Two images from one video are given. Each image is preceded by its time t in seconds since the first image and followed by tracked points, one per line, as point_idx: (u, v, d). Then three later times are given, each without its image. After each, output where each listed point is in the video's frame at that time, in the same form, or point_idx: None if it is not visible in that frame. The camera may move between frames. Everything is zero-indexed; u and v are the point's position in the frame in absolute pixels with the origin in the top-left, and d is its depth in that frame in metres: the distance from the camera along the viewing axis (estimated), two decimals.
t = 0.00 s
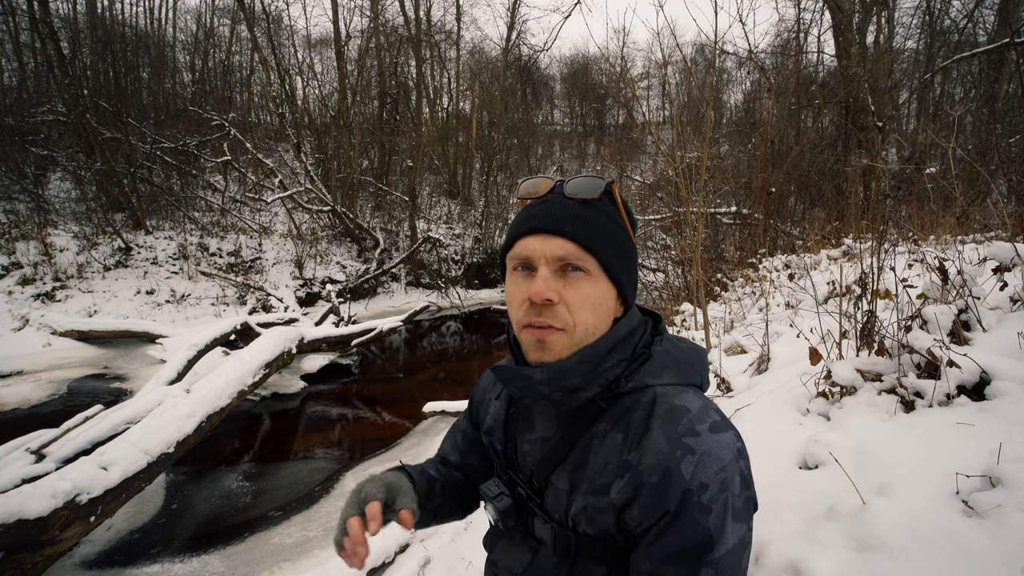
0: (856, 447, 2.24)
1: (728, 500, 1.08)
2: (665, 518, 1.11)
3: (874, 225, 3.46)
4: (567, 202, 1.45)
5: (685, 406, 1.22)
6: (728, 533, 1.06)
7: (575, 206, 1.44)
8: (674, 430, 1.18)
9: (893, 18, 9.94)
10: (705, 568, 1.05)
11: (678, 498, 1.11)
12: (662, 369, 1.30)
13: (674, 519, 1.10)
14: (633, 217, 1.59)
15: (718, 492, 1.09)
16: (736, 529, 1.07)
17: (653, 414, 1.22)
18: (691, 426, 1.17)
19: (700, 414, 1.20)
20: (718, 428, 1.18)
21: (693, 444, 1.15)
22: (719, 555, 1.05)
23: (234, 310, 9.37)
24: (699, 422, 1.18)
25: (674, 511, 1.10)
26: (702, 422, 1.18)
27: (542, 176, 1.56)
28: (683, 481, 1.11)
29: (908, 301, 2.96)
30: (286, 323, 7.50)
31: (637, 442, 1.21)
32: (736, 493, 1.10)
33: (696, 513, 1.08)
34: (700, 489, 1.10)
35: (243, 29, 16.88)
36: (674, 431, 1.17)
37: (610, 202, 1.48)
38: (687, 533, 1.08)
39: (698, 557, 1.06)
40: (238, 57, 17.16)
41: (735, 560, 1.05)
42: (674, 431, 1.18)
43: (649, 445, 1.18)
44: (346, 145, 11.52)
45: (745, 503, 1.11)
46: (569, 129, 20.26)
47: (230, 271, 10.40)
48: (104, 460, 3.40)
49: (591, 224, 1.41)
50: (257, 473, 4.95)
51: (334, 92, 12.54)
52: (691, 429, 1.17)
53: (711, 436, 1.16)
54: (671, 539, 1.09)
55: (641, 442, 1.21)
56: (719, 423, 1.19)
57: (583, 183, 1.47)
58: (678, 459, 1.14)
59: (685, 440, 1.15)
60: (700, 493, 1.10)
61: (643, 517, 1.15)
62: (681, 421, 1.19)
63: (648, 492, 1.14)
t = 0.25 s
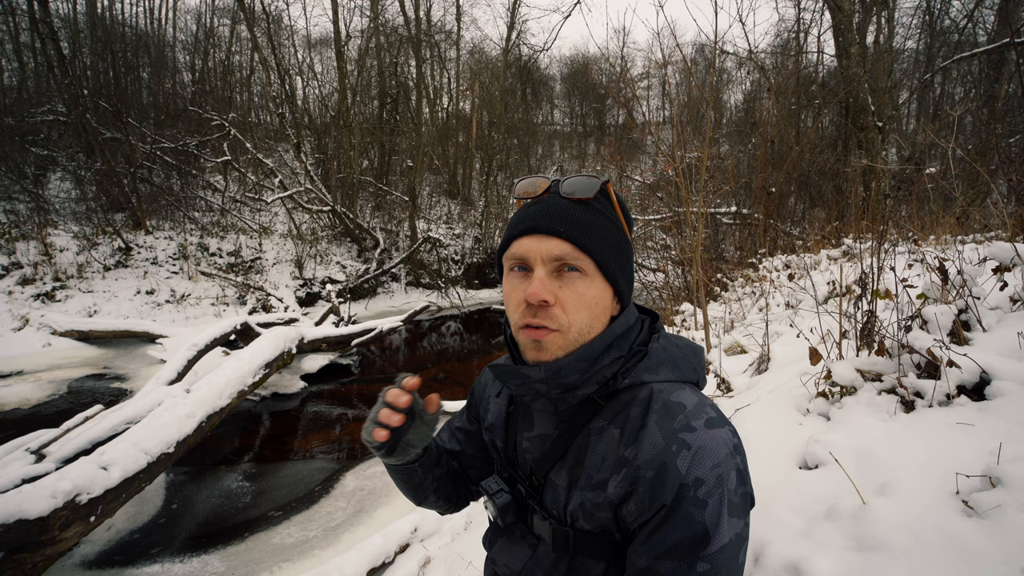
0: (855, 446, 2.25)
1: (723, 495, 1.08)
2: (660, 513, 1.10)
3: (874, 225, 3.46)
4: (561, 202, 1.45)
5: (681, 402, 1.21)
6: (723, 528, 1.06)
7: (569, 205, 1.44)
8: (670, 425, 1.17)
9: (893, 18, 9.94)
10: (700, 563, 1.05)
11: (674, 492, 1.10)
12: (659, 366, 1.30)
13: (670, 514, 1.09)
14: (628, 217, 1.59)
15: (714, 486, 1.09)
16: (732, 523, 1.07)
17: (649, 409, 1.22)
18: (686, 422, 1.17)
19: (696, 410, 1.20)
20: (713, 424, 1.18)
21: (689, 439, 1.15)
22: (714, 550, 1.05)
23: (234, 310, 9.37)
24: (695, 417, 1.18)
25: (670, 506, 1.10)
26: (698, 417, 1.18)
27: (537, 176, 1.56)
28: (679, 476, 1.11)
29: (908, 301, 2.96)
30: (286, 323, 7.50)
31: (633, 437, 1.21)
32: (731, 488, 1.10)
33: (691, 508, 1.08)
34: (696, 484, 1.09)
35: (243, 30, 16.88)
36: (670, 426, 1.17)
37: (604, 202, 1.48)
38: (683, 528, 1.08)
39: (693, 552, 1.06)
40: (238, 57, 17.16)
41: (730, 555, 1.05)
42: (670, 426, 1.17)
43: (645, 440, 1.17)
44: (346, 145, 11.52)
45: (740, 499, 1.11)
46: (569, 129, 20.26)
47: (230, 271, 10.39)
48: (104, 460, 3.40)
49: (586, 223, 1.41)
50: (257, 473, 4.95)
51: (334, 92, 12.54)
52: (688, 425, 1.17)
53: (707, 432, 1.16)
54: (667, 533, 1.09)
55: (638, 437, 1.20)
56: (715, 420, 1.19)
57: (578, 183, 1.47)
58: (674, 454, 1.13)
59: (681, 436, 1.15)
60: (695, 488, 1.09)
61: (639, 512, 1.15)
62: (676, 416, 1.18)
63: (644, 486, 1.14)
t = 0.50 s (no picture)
0: (856, 447, 2.25)
1: (727, 497, 1.08)
2: (663, 515, 1.11)
3: (874, 224, 3.46)
4: (567, 202, 1.44)
5: (684, 404, 1.21)
6: (727, 531, 1.05)
7: (575, 205, 1.44)
8: (673, 427, 1.17)
9: (893, 18, 9.93)
10: (703, 566, 1.05)
11: (677, 495, 1.10)
12: (662, 368, 1.31)
13: (673, 516, 1.09)
14: (633, 218, 1.59)
15: (717, 489, 1.08)
16: (735, 527, 1.07)
17: (652, 412, 1.23)
18: (690, 424, 1.17)
19: (699, 413, 1.20)
20: (717, 426, 1.17)
21: (692, 442, 1.14)
22: (718, 554, 1.04)
23: (234, 310, 9.37)
24: (698, 420, 1.18)
25: (673, 509, 1.10)
26: (701, 420, 1.18)
27: (542, 176, 1.56)
28: (682, 479, 1.11)
29: (908, 301, 2.96)
30: (286, 323, 7.50)
31: (637, 439, 1.21)
32: (735, 491, 1.10)
33: (694, 511, 1.08)
34: (699, 487, 1.09)
35: (243, 30, 16.88)
36: (673, 429, 1.17)
37: (610, 203, 1.48)
38: (686, 530, 1.08)
39: (696, 554, 1.06)
40: (238, 57, 17.16)
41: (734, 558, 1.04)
42: (673, 429, 1.18)
43: (648, 442, 1.17)
44: (346, 145, 11.52)
45: (744, 502, 1.11)
46: (569, 129, 20.26)
47: (230, 271, 10.39)
48: (104, 460, 3.40)
49: (591, 224, 1.41)
50: (257, 473, 4.95)
51: (334, 92, 12.54)
52: (691, 427, 1.17)
53: (710, 435, 1.16)
54: (669, 536, 1.09)
55: (641, 439, 1.21)
56: (718, 422, 1.19)
57: (584, 184, 1.47)
58: (677, 456, 1.13)
59: (684, 438, 1.15)
60: (699, 491, 1.09)
61: (642, 514, 1.15)
62: (680, 419, 1.18)
63: (646, 489, 1.15)
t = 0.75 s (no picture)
0: (856, 447, 2.24)
1: (729, 503, 1.08)
2: (666, 520, 1.11)
3: (874, 224, 3.46)
4: (575, 202, 1.44)
5: (687, 409, 1.22)
6: (729, 536, 1.06)
7: (583, 206, 1.44)
8: (677, 432, 1.18)
9: (893, 18, 9.94)
10: (705, 571, 1.05)
11: (681, 500, 1.11)
12: (665, 371, 1.31)
13: (676, 521, 1.10)
14: (640, 221, 1.59)
15: (720, 495, 1.09)
16: (738, 532, 1.07)
17: (656, 416, 1.23)
18: (693, 429, 1.18)
19: (703, 417, 1.20)
20: (720, 431, 1.18)
21: (696, 447, 1.15)
22: (720, 559, 1.05)
23: (234, 310, 9.37)
24: (702, 425, 1.18)
25: (676, 513, 1.10)
26: (705, 424, 1.18)
27: (550, 175, 1.55)
28: (686, 484, 1.11)
29: (908, 301, 2.96)
30: (286, 323, 7.50)
31: (640, 443, 1.22)
32: (738, 496, 1.10)
33: (697, 516, 1.08)
34: (702, 492, 1.10)
35: (243, 30, 16.88)
36: (677, 434, 1.18)
37: (618, 206, 1.48)
38: (689, 535, 1.08)
39: (698, 559, 1.06)
40: (238, 58, 17.16)
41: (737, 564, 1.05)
42: (677, 433, 1.18)
43: (652, 447, 1.18)
44: (346, 145, 11.52)
45: (747, 507, 1.11)
46: (569, 129, 20.26)
47: (230, 271, 10.39)
48: (104, 460, 3.40)
49: (599, 226, 1.41)
50: (257, 473, 4.95)
51: (334, 92, 12.54)
52: (695, 432, 1.17)
53: (713, 439, 1.16)
54: (670, 541, 1.10)
55: (644, 444, 1.21)
56: (721, 427, 1.20)
57: (592, 185, 1.47)
58: (681, 462, 1.14)
59: (688, 443, 1.16)
60: (702, 496, 1.10)
61: (645, 518, 1.16)
62: (683, 423, 1.19)
63: (649, 494, 1.15)
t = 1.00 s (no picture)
0: (857, 446, 2.25)
1: (731, 495, 1.09)
2: (669, 513, 1.12)
3: (874, 224, 3.46)
4: (576, 201, 1.44)
5: (688, 403, 1.22)
6: (730, 528, 1.07)
7: (585, 205, 1.44)
8: (679, 425, 1.18)
9: (893, 18, 9.94)
10: (707, 563, 1.06)
11: (683, 493, 1.11)
12: (666, 367, 1.31)
13: (679, 514, 1.10)
14: (641, 219, 1.59)
15: (721, 486, 1.10)
16: (738, 523, 1.08)
17: (658, 410, 1.23)
18: (695, 423, 1.18)
19: (703, 411, 1.21)
20: (721, 424, 1.19)
21: (698, 440, 1.16)
22: (721, 551, 1.05)
23: (234, 310, 9.37)
24: (703, 418, 1.19)
25: (679, 506, 1.11)
26: (706, 418, 1.19)
27: (552, 174, 1.55)
28: (688, 477, 1.12)
29: (908, 301, 2.96)
30: (286, 323, 7.50)
31: (642, 438, 1.22)
32: (739, 489, 1.11)
33: (699, 508, 1.09)
34: (704, 484, 1.10)
35: (243, 30, 16.88)
36: (678, 427, 1.18)
37: (619, 204, 1.48)
38: (691, 526, 1.09)
39: (699, 551, 1.07)
40: (238, 58, 17.16)
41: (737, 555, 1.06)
42: (678, 428, 1.18)
43: (654, 440, 1.18)
44: (346, 145, 11.52)
45: (747, 499, 1.12)
46: (570, 129, 20.25)
47: (230, 271, 10.39)
48: (104, 460, 3.40)
49: (601, 225, 1.41)
50: (257, 473, 4.95)
51: (334, 92, 12.54)
52: (696, 426, 1.18)
53: (715, 433, 1.17)
54: (672, 533, 1.10)
55: (646, 438, 1.21)
56: (722, 420, 1.20)
57: (593, 184, 1.47)
58: (683, 455, 1.14)
59: (690, 436, 1.16)
60: (703, 488, 1.10)
61: (647, 511, 1.16)
62: (685, 417, 1.19)
63: (653, 487, 1.15)
